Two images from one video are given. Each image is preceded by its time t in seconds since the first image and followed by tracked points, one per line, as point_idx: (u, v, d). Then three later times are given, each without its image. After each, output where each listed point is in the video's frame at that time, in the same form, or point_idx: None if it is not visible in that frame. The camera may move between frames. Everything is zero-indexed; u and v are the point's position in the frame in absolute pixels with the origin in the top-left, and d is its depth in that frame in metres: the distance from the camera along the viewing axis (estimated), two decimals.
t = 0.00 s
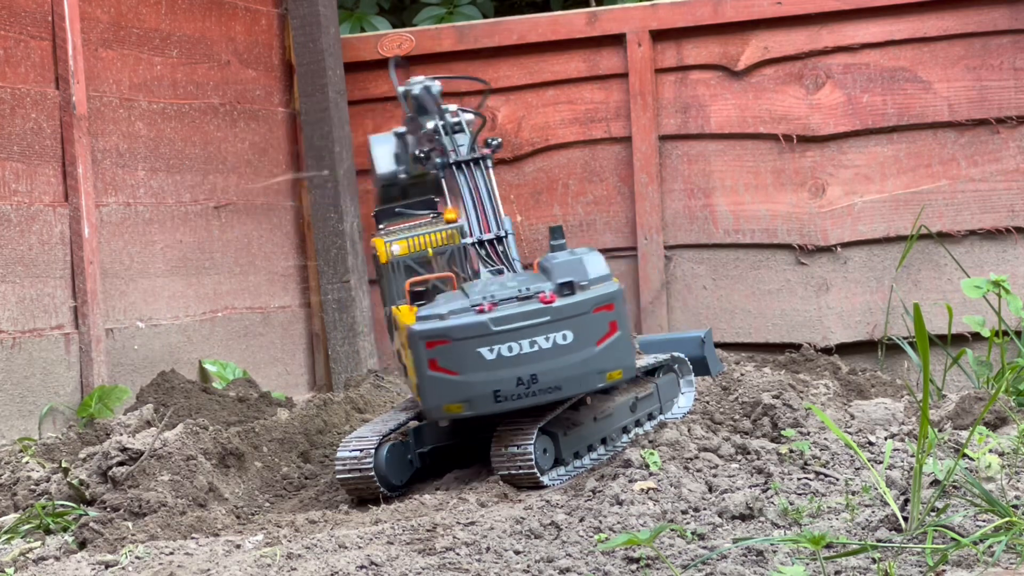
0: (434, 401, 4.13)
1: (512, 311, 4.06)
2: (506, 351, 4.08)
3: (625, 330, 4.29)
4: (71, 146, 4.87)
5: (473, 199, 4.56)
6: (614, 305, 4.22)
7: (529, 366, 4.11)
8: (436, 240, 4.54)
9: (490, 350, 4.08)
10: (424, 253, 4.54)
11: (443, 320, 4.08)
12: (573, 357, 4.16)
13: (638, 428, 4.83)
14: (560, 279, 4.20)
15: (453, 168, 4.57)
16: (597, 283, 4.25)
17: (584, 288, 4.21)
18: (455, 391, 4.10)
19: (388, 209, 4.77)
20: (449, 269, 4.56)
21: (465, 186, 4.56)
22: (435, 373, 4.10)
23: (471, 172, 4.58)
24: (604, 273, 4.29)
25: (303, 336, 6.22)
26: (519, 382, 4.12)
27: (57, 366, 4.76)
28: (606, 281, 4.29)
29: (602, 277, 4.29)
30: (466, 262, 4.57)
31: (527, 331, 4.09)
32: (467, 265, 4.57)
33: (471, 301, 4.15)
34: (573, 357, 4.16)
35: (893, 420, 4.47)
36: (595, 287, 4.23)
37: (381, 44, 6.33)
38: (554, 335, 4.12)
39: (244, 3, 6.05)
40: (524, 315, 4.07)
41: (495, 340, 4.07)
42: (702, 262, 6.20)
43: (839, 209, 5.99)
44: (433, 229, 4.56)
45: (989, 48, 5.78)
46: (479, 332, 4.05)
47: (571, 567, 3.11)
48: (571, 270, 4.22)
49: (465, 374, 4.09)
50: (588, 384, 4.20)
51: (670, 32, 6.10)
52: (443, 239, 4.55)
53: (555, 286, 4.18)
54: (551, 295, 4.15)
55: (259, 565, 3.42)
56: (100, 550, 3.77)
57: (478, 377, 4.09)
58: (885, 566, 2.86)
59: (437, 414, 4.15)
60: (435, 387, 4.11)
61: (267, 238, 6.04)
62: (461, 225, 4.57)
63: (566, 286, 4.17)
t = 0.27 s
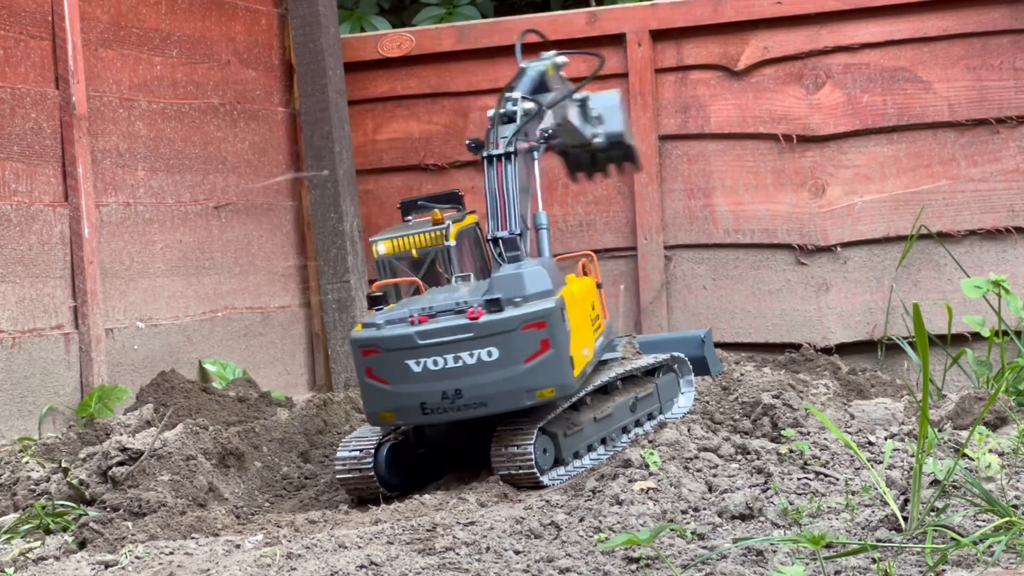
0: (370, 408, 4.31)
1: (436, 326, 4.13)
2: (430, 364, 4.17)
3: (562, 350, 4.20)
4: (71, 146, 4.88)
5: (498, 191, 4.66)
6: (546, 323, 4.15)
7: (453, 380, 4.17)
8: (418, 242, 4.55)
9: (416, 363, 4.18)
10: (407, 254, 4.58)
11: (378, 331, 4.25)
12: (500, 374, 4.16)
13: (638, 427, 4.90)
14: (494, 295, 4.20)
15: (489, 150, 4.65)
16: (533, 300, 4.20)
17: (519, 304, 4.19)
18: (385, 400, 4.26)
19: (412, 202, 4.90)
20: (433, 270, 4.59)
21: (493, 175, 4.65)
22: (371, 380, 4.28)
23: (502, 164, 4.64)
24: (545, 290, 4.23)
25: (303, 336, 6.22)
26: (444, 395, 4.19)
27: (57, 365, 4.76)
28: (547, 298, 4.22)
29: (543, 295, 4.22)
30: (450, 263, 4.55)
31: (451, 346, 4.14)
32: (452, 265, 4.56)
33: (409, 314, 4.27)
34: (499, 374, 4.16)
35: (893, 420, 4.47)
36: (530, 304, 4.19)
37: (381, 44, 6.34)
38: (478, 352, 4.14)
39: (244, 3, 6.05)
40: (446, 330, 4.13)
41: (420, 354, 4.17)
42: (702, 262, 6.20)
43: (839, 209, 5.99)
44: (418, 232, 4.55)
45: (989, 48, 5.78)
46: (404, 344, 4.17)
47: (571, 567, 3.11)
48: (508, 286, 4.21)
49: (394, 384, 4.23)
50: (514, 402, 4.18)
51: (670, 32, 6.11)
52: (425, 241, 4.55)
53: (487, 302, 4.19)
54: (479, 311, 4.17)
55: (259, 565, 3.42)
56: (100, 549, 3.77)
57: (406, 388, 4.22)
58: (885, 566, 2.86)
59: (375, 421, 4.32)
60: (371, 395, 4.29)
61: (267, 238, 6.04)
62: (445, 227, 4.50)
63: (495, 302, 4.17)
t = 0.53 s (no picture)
0: (368, 407, 4.34)
1: (433, 326, 4.14)
2: (428, 364, 4.19)
3: (560, 349, 4.19)
4: (71, 147, 4.88)
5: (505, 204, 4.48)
6: (544, 324, 4.14)
7: (451, 380, 4.18)
8: (417, 242, 4.54)
9: (413, 363, 4.20)
10: (407, 253, 4.56)
11: (376, 331, 4.26)
12: (497, 374, 4.17)
13: (638, 428, 4.90)
14: (491, 295, 4.20)
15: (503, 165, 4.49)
16: (531, 299, 4.19)
17: (516, 304, 4.18)
18: (384, 399, 4.28)
19: (415, 202, 4.90)
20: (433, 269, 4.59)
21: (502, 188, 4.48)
22: (369, 379, 4.30)
23: (512, 178, 4.47)
24: (543, 290, 4.21)
25: (303, 337, 6.22)
26: (442, 395, 4.21)
27: (57, 366, 4.76)
28: (544, 297, 4.21)
29: (541, 295, 4.21)
30: (449, 262, 4.55)
31: (449, 346, 4.15)
32: (451, 265, 4.55)
33: (407, 313, 4.28)
34: (496, 374, 4.17)
35: (893, 420, 4.47)
36: (528, 303, 4.18)
37: (381, 44, 6.34)
38: (476, 352, 4.15)
39: (244, 3, 6.05)
40: (443, 330, 4.13)
41: (418, 353, 4.19)
42: (702, 262, 6.20)
43: (839, 209, 5.99)
44: (417, 232, 4.54)
45: (989, 48, 5.78)
46: (402, 344, 4.18)
47: (571, 567, 3.11)
48: (506, 286, 4.19)
49: (393, 384, 4.25)
50: (512, 402, 4.19)
51: (670, 32, 6.10)
52: (423, 242, 4.53)
53: (484, 302, 4.19)
54: (476, 311, 4.17)
55: (259, 565, 3.42)
56: (100, 549, 3.77)
57: (404, 388, 4.24)
58: (885, 566, 2.86)
59: (374, 419, 4.35)
60: (370, 394, 4.31)
61: (267, 238, 6.04)
62: (445, 228, 4.49)
63: (493, 302, 4.17)
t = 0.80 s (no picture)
0: (364, 407, 4.35)
1: (427, 327, 4.16)
2: (423, 365, 4.20)
3: (555, 351, 4.17)
4: (71, 146, 4.88)
5: (515, 220, 4.74)
6: (538, 325, 4.14)
7: (445, 381, 4.19)
8: (417, 242, 4.53)
9: (408, 363, 4.22)
10: (406, 254, 4.56)
11: (372, 331, 4.28)
12: (491, 375, 4.17)
13: (638, 428, 4.90)
14: (486, 296, 4.20)
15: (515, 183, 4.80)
16: (526, 300, 4.19)
17: (511, 305, 4.18)
18: (379, 400, 4.29)
19: (416, 202, 4.90)
20: (433, 268, 4.58)
21: (512, 206, 4.76)
22: (365, 380, 4.31)
23: (523, 197, 4.76)
24: (538, 291, 4.21)
25: (303, 337, 6.23)
26: (437, 396, 4.21)
27: (57, 365, 4.76)
28: (540, 299, 4.20)
29: (537, 296, 4.20)
30: (448, 262, 4.54)
31: (443, 347, 4.16)
32: (451, 265, 4.55)
33: (403, 314, 4.30)
34: (490, 375, 4.17)
35: (893, 420, 4.47)
36: (523, 304, 4.18)
37: (381, 44, 6.34)
38: (470, 352, 4.16)
39: (244, 3, 6.05)
40: (437, 331, 4.15)
41: (413, 354, 4.20)
42: (702, 262, 6.21)
43: (839, 209, 5.99)
44: (417, 232, 4.53)
45: (989, 48, 5.78)
46: (397, 344, 4.20)
47: (571, 567, 3.11)
48: (502, 287, 4.19)
49: (388, 384, 4.26)
50: (506, 403, 4.19)
51: (671, 32, 6.11)
52: (423, 242, 4.53)
53: (479, 302, 4.20)
54: (471, 311, 4.18)
55: (259, 565, 3.42)
56: (100, 550, 3.77)
57: (400, 389, 4.25)
58: (885, 566, 2.86)
59: (370, 420, 4.36)
60: (366, 395, 4.33)
61: (267, 238, 6.04)
62: (445, 228, 4.50)
63: (487, 303, 4.17)
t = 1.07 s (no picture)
0: (364, 409, 4.35)
1: (428, 329, 4.15)
2: (423, 367, 4.20)
3: (555, 353, 4.18)
4: (71, 147, 4.88)
5: (514, 221, 4.77)
6: (538, 327, 4.14)
7: (445, 383, 4.19)
8: (416, 242, 4.52)
9: (408, 366, 4.22)
10: (406, 255, 4.54)
11: (372, 333, 4.27)
12: (491, 378, 4.17)
13: (638, 427, 4.91)
14: (486, 298, 4.20)
15: (514, 185, 4.84)
16: (526, 302, 4.18)
17: (511, 307, 4.17)
18: (379, 402, 4.29)
19: (416, 202, 4.88)
20: (433, 268, 4.58)
21: (512, 207, 4.80)
22: (365, 382, 4.31)
23: (522, 198, 4.80)
24: (538, 293, 4.20)
25: (303, 337, 6.23)
26: (437, 399, 4.21)
27: (57, 365, 4.76)
28: (540, 300, 4.20)
29: (537, 297, 4.20)
30: (448, 263, 4.55)
31: (443, 349, 4.16)
32: (451, 265, 4.56)
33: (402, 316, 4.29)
34: (490, 378, 4.17)
35: (893, 420, 4.47)
36: (523, 306, 4.18)
37: (381, 44, 6.33)
38: (470, 355, 4.16)
39: (244, 3, 6.05)
40: (437, 334, 4.15)
41: (413, 357, 4.20)
42: (702, 262, 6.20)
43: (839, 209, 5.99)
44: (417, 232, 4.52)
45: (989, 48, 5.78)
46: (396, 347, 4.20)
47: (571, 567, 3.11)
48: (502, 289, 4.19)
49: (388, 387, 4.27)
50: (506, 405, 4.19)
51: (671, 32, 6.11)
52: (423, 243, 4.52)
53: (479, 304, 4.19)
54: (470, 314, 4.17)
55: (259, 565, 3.42)
56: (100, 550, 3.77)
57: (399, 392, 4.25)
58: (885, 566, 2.86)
59: (370, 422, 4.37)
60: (365, 397, 4.33)
61: (267, 238, 6.04)
62: (445, 228, 4.49)
63: (487, 305, 4.17)
